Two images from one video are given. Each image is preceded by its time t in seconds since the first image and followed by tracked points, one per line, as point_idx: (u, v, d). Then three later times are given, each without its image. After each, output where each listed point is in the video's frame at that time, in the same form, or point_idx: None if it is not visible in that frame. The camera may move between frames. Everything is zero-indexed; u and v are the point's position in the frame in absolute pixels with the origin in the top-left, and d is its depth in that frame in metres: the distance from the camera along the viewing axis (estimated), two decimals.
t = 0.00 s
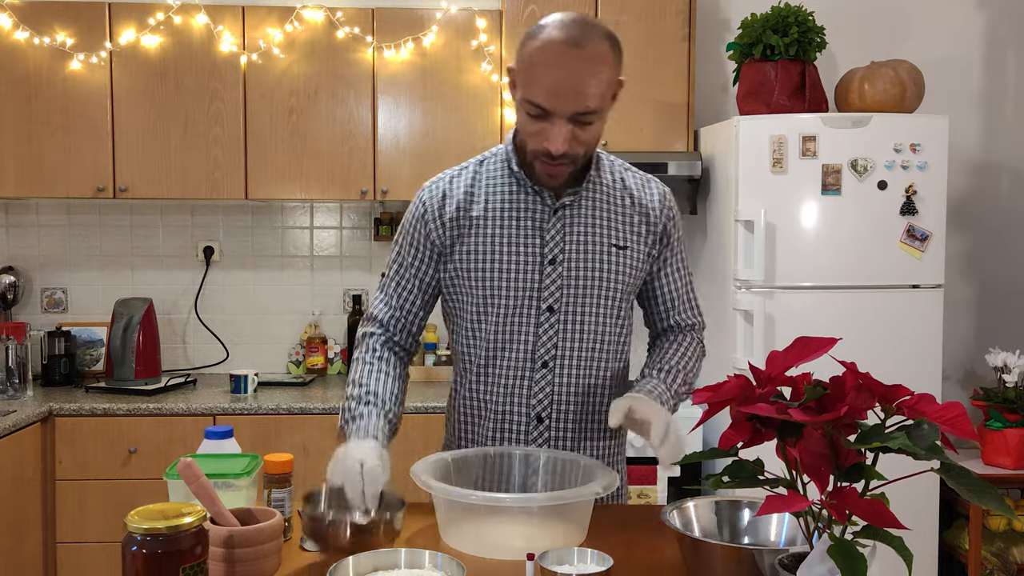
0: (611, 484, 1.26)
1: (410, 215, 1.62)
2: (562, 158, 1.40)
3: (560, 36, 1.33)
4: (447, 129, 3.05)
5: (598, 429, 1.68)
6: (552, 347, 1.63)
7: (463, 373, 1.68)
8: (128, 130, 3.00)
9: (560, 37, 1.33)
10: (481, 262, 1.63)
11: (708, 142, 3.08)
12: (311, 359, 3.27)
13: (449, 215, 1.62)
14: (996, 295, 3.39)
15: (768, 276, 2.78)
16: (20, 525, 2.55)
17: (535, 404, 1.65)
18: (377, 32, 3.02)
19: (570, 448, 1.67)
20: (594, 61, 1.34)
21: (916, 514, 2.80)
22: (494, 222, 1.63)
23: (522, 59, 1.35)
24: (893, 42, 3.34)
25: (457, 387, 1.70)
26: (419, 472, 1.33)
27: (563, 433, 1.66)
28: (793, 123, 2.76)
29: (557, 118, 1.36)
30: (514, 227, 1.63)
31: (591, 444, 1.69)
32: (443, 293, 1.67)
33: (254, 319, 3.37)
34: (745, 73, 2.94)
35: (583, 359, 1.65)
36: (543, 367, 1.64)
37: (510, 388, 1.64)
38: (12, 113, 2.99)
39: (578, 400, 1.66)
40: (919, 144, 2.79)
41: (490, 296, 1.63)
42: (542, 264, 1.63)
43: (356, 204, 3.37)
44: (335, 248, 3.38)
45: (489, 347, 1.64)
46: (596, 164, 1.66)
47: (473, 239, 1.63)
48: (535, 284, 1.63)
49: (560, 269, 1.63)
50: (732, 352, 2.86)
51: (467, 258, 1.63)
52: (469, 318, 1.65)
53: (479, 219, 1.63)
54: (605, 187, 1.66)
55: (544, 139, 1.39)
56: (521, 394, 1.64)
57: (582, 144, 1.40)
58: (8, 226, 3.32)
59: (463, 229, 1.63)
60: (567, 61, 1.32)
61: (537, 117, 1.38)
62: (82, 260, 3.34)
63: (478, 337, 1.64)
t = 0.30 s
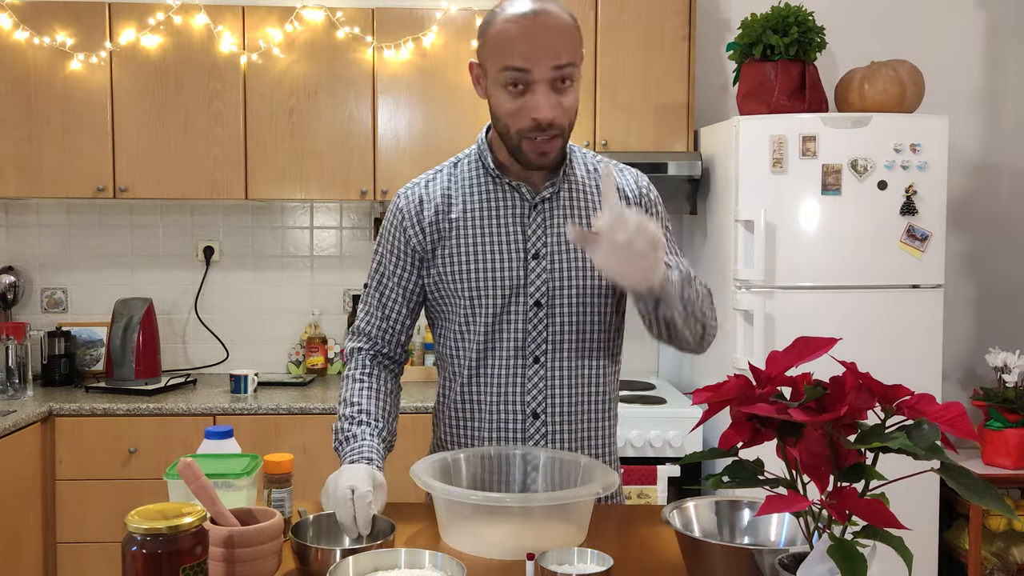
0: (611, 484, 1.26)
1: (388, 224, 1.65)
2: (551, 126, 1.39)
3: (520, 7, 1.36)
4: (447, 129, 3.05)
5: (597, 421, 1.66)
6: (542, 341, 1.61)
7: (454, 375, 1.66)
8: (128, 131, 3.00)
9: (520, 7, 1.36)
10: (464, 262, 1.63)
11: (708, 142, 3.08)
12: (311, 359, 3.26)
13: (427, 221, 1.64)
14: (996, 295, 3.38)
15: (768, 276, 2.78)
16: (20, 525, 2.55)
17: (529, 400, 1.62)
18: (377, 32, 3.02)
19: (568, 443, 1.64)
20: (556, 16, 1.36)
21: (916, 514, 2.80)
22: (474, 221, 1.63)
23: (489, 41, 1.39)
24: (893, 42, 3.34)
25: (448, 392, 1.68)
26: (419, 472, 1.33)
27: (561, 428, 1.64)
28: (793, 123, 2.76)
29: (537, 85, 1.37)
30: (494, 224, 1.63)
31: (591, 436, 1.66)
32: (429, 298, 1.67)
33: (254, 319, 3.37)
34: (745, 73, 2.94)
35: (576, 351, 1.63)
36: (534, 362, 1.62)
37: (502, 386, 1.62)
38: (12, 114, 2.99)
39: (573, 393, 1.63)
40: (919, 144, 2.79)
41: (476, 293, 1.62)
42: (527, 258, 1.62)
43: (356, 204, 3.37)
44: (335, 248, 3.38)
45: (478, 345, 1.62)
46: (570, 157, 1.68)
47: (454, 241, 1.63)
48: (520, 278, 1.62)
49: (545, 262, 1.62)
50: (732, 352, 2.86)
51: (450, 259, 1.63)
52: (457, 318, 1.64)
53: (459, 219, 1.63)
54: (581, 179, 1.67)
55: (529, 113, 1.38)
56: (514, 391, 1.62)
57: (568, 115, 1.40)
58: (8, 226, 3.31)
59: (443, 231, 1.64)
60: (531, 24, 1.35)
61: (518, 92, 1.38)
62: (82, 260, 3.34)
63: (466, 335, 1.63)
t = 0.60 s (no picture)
0: (611, 484, 1.26)
1: (381, 224, 1.67)
2: (532, 128, 1.41)
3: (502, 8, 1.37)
4: (447, 129, 3.05)
5: (588, 421, 1.64)
6: (531, 339, 1.61)
7: (446, 374, 1.67)
8: (128, 130, 3.00)
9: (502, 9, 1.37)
10: (453, 260, 1.63)
11: (708, 142, 3.08)
12: (311, 359, 3.26)
13: (418, 220, 1.65)
14: (996, 295, 3.38)
15: (768, 276, 2.79)
16: (20, 525, 2.55)
17: (518, 398, 1.62)
18: (377, 32, 3.02)
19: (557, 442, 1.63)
20: (536, 20, 1.37)
21: (916, 514, 2.80)
22: (464, 220, 1.64)
23: (472, 43, 1.40)
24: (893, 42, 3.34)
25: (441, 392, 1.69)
26: (419, 472, 1.33)
27: (550, 427, 1.63)
28: (793, 123, 2.76)
29: (517, 85, 1.38)
30: (483, 223, 1.63)
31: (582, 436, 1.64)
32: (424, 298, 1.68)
33: (254, 319, 3.37)
34: (745, 73, 2.94)
35: (565, 349, 1.62)
36: (523, 360, 1.62)
37: (491, 384, 1.63)
38: (13, 114, 2.99)
39: (563, 392, 1.62)
40: (919, 144, 2.79)
41: (466, 292, 1.63)
42: (515, 256, 1.63)
43: (356, 204, 3.37)
44: (335, 249, 3.38)
45: (467, 343, 1.63)
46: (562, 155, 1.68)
47: (444, 239, 1.64)
48: (508, 276, 1.62)
49: (532, 260, 1.62)
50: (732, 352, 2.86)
51: (440, 258, 1.64)
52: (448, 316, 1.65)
53: (449, 219, 1.64)
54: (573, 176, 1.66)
55: (509, 113, 1.39)
56: (502, 389, 1.62)
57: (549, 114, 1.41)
58: (8, 226, 3.31)
59: (435, 231, 1.65)
60: (511, 27, 1.36)
61: (499, 94, 1.40)
62: (82, 260, 3.34)
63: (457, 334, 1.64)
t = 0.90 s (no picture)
0: (611, 484, 1.26)
1: (386, 221, 1.69)
2: (551, 136, 1.43)
3: (526, 17, 1.39)
4: (447, 129, 3.05)
5: (587, 425, 1.66)
6: (532, 343, 1.64)
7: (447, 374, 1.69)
8: (128, 130, 3.00)
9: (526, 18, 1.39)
10: (455, 260, 1.64)
11: (708, 142, 3.08)
12: (311, 359, 3.26)
13: (422, 219, 1.66)
14: (996, 295, 3.39)
15: (768, 276, 2.78)
16: (20, 525, 2.55)
17: (518, 401, 1.64)
18: (377, 32, 3.02)
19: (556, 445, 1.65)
20: (561, 32, 1.39)
21: (916, 514, 2.80)
22: (466, 220, 1.65)
23: (495, 46, 1.41)
24: (893, 42, 3.34)
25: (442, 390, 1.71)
26: (419, 472, 1.33)
27: (549, 430, 1.65)
28: (793, 123, 2.76)
29: (541, 96, 1.40)
30: (486, 224, 1.64)
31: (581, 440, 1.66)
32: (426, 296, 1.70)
33: (254, 319, 3.37)
34: (745, 73, 2.94)
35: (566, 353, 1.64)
36: (523, 363, 1.64)
37: (491, 386, 1.64)
38: (13, 114, 2.99)
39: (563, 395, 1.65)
40: (919, 144, 2.79)
41: (467, 293, 1.64)
42: (517, 259, 1.64)
43: (356, 204, 3.37)
44: (335, 249, 3.38)
45: (469, 345, 1.65)
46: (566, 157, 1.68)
47: (447, 238, 1.65)
48: (510, 278, 1.64)
49: (534, 264, 1.64)
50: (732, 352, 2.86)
51: (441, 258, 1.65)
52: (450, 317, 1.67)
53: (450, 218, 1.65)
54: (577, 179, 1.66)
55: (530, 122, 1.42)
56: (502, 391, 1.64)
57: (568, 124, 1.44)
58: (8, 226, 3.31)
59: (437, 230, 1.66)
60: (536, 38, 1.38)
61: (520, 102, 1.42)
62: (82, 260, 3.34)
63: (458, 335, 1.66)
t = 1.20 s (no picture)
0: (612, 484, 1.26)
1: (414, 209, 1.70)
2: (589, 147, 1.45)
3: (577, 27, 1.40)
4: (447, 129, 3.05)
5: (595, 433, 1.67)
6: (547, 346, 1.64)
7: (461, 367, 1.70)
8: (128, 130, 3.00)
9: (579, 28, 1.40)
10: (477, 256, 1.65)
11: (708, 142, 3.08)
12: (311, 359, 3.26)
13: (449, 209, 1.67)
14: (997, 295, 3.38)
15: (768, 276, 2.78)
16: (20, 525, 2.55)
17: (530, 402, 1.65)
18: (377, 32, 3.02)
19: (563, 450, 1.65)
20: (611, 46, 1.40)
21: (916, 514, 2.80)
22: (491, 216, 1.65)
23: (543, 52, 1.43)
24: (893, 42, 3.34)
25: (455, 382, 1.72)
26: (419, 472, 1.33)
27: (557, 433, 1.65)
28: (793, 123, 2.76)
29: (584, 106, 1.42)
30: (510, 222, 1.65)
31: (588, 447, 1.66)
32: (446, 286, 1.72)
33: (254, 319, 3.37)
34: (745, 73, 2.94)
35: (580, 360, 1.64)
36: (537, 365, 1.64)
37: (504, 385, 1.65)
38: (13, 114, 2.99)
39: (574, 401, 1.65)
40: (919, 144, 2.79)
41: (485, 290, 1.65)
42: (538, 261, 1.64)
43: (356, 204, 3.37)
44: (335, 249, 3.38)
45: (485, 342, 1.65)
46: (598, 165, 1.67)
47: (470, 233, 1.66)
48: (530, 281, 1.64)
49: (555, 268, 1.64)
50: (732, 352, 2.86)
51: (463, 250, 1.66)
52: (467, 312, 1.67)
53: (475, 212, 1.66)
54: (607, 188, 1.66)
55: (569, 130, 1.44)
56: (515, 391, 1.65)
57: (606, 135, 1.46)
58: (8, 226, 3.32)
59: (461, 221, 1.66)
60: (586, 49, 1.39)
61: (562, 111, 1.43)
62: (82, 260, 3.34)
63: (475, 331, 1.66)
